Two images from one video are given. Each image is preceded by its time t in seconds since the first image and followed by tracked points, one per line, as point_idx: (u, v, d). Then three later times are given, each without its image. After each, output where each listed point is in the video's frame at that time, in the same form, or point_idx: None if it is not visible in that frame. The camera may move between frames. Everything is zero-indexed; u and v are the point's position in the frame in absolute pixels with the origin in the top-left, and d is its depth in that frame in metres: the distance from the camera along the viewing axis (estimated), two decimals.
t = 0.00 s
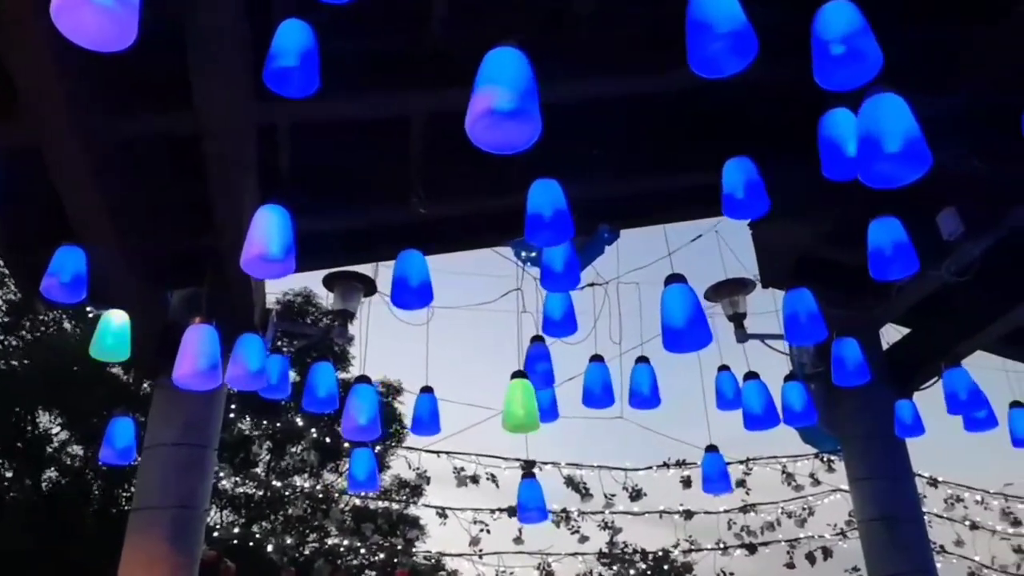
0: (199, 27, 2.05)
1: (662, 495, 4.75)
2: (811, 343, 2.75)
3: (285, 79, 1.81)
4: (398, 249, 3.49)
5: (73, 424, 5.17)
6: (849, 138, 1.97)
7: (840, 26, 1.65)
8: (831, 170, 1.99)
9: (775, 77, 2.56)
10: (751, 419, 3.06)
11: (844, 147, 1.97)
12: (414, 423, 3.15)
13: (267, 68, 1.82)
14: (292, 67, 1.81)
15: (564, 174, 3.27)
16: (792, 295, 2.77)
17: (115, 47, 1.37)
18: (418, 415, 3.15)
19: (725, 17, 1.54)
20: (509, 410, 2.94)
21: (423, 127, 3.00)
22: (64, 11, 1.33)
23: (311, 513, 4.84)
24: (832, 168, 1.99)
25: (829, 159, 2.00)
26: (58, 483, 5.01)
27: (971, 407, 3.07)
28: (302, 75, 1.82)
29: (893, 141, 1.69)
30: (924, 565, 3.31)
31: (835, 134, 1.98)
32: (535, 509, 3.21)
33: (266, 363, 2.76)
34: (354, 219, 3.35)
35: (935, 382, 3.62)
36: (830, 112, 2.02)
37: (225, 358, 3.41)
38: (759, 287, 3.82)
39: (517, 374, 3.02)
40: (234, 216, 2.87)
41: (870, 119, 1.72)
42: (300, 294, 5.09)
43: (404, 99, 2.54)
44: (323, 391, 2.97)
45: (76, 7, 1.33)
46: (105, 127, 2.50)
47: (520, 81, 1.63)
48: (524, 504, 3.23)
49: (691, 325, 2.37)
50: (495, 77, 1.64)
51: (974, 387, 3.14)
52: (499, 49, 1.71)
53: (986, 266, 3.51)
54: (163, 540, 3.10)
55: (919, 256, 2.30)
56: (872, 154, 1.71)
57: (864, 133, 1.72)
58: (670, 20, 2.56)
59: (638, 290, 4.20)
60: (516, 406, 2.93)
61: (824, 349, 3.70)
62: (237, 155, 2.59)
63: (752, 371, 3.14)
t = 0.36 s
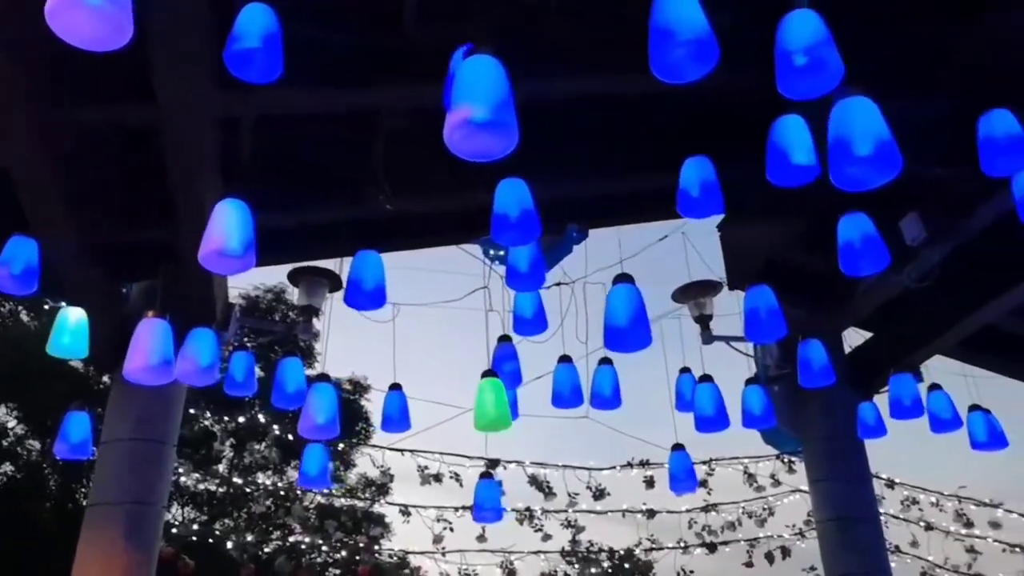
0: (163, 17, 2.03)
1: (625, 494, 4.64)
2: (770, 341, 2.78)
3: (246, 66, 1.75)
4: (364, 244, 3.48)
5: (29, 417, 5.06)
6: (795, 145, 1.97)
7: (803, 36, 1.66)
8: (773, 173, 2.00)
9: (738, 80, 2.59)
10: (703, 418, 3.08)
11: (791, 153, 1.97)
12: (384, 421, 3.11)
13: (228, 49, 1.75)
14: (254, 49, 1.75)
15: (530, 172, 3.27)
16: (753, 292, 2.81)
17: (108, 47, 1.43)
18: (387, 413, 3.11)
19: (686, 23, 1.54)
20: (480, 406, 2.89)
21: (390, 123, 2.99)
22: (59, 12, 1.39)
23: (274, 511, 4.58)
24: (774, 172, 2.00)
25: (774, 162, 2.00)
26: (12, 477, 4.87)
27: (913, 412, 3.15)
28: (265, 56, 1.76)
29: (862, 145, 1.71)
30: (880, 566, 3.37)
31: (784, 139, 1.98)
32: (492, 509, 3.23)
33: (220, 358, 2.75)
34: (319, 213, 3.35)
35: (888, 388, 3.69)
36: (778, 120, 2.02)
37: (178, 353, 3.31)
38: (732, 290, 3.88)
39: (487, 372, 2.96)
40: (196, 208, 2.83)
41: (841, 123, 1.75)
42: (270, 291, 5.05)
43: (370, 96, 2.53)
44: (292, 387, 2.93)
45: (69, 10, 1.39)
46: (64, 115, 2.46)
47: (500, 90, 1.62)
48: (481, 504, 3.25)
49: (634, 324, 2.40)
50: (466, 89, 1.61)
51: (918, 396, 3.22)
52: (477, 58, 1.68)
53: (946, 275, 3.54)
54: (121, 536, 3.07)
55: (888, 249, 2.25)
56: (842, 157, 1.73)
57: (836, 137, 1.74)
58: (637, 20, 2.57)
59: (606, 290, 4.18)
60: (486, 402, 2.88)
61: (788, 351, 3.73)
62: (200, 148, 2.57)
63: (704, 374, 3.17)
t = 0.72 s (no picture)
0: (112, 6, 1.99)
1: (578, 493, 4.65)
2: (719, 344, 2.85)
3: (195, 53, 1.68)
4: (319, 240, 3.46)
5: None
6: (758, 144, 1.96)
7: (755, 43, 1.71)
8: (736, 173, 1.97)
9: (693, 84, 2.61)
10: (649, 416, 3.12)
11: (752, 151, 1.96)
12: (331, 413, 3.13)
13: (180, 37, 1.69)
14: (206, 39, 1.68)
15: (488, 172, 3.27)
16: (701, 296, 2.89)
17: (88, 40, 1.48)
18: (335, 405, 3.13)
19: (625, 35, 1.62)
20: (430, 407, 2.86)
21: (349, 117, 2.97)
22: (33, 10, 1.44)
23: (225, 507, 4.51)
24: (737, 171, 1.97)
25: (737, 164, 1.98)
26: None
27: (854, 413, 3.20)
28: (217, 46, 1.69)
29: (829, 157, 1.73)
30: (825, 566, 3.43)
31: (747, 138, 1.97)
32: (441, 508, 3.24)
33: (165, 352, 2.71)
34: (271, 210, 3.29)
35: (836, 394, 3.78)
36: (738, 122, 2.01)
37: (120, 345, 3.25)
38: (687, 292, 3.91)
39: (438, 371, 2.95)
40: (147, 201, 2.78)
41: (809, 134, 1.77)
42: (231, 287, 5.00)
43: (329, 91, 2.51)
44: (237, 384, 2.85)
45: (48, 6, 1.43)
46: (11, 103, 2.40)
47: (469, 99, 1.64)
48: (430, 503, 3.26)
49: (565, 322, 2.44)
50: (435, 94, 1.63)
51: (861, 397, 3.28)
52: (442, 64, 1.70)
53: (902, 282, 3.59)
54: (63, 531, 3.01)
55: (832, 255, 2.29)
56: (811, 170, 1.74)
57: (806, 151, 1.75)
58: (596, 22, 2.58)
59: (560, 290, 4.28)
60: (436, 403, 2.86)
61: (741, 354, 3.75)
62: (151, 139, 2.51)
63: (644, 375, 3.23)
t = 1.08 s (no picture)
0: None
1: (523, 492, 4.65)
2: (664, 349, 2.87)
3: (145, 49, 1.62)
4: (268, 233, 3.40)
5: None
6: (715, 152, 1.95)
7: (700, 53, 1.71)
8: (698, 179, 1.96)
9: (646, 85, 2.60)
10: (595, 418, 3.12)
11: (711, 158, 1.95)
12: (272, 409, 3.08)
13: (128, 36, 1.64)
14: (157, 37, 1.63)
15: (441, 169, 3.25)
16: (648, 303, 2.92)
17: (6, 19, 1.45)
18: (276, 401, 3.08)
19: (575, 42, 1.61)
20: (369, 401, 2.92)
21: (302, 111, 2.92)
22: None
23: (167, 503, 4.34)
24: (699, 177, 1.96)
25: (697, 171, 1.97)
26: None
27: (805, 414, 3.25)
28: (170, 43, 1.64)
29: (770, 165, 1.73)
30: (764, 567, 3.47)
31: (704, 147, 1.96)
32: (391, 507, 3.22)
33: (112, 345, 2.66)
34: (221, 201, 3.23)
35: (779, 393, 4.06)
36: (695, 129, 2.00)
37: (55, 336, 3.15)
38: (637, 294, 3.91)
39: (378, 367, 3.01)
40: (89, 193, 2.70)
41: (753, 144, 1.77)
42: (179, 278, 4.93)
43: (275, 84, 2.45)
44: (166, 379, 2.80)
45: None
46: None
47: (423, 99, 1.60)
48: (381, 501, 3.23)
49: (515, 326, 2.40)
50: (389, 89, 1.57)
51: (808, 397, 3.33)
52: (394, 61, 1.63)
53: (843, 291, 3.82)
54: None
55: (765, 272, 2.36)
56: (753, 180, 1.75)
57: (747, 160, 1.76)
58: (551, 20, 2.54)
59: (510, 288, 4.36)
60: (376, 398, 2.92)
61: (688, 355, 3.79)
62: (87, 126, 2.41)
63: (593, 373, 3.23)
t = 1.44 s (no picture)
0: None
1: (468, 491, 4.64)
2: (611, 349, 2.94)
3: (94, 32, 1.59)
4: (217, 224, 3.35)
5: None
6: (654, 160, 2.02)
7: (651, 63, 1.75)
8: (637, 189, 2.03)
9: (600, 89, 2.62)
10: (547, 420, 3.17)
11: (652, 169, 2.01)
12: (218, 403, 3.06)
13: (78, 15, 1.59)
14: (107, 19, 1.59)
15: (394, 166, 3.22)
16: (598, 304, 2.96)
17: None
18: (222, 395, 3.06)
19: (538, 40, 1.66)
20: (315, 394, 2.92)
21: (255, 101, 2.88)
22: None
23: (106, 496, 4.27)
24: (638, 187, 2.02)
25: (634, 178, 2.04)
26: None
27: (752, 417, 3.39)
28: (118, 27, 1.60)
29: (699, 175, 1.82)
30: (702, 568, 3.53)
31: (644, 154, 2.02)
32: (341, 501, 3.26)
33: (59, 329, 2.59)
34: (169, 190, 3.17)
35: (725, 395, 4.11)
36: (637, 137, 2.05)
37: None
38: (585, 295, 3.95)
39: (326, 361, 2.99)
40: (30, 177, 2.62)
41: (684, 152, 1.86)
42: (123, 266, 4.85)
43: (228, 74, 2.42)
44: (112, 367, 2.76)
45: None
46: None
47: (365, 78, 1.59)
48: (330, 498, 3.27)
49: (486, 326, 2.41)
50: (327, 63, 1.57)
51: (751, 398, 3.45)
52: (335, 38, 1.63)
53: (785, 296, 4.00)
54: None
55: (707, 278, 2.65)
56: (683, 188, 1.84)
57: (678, 168, 1.85)
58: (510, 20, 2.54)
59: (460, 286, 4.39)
60: (322, 391, 2.91)
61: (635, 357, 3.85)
62: (31, 109, 2.35)
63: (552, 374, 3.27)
